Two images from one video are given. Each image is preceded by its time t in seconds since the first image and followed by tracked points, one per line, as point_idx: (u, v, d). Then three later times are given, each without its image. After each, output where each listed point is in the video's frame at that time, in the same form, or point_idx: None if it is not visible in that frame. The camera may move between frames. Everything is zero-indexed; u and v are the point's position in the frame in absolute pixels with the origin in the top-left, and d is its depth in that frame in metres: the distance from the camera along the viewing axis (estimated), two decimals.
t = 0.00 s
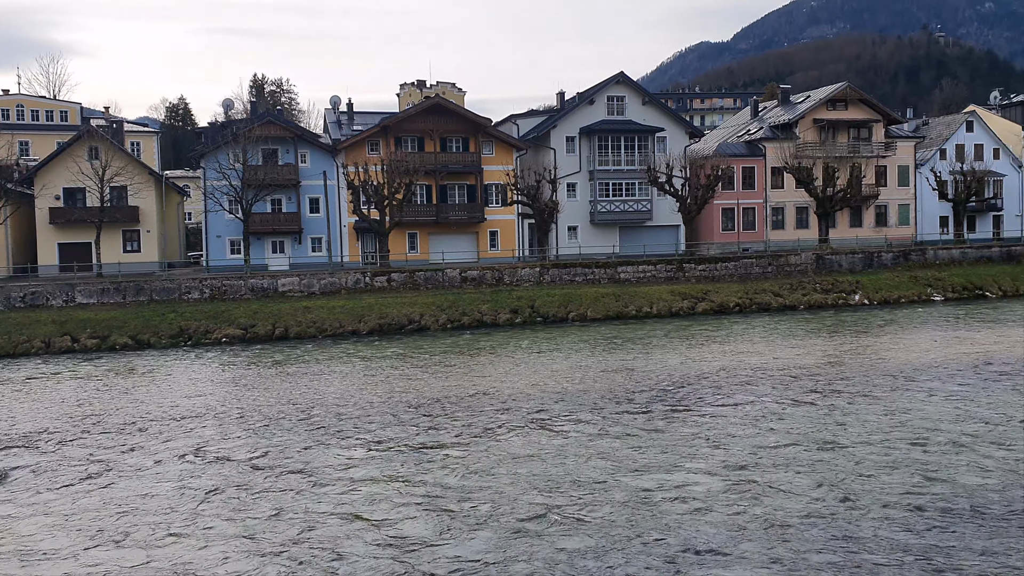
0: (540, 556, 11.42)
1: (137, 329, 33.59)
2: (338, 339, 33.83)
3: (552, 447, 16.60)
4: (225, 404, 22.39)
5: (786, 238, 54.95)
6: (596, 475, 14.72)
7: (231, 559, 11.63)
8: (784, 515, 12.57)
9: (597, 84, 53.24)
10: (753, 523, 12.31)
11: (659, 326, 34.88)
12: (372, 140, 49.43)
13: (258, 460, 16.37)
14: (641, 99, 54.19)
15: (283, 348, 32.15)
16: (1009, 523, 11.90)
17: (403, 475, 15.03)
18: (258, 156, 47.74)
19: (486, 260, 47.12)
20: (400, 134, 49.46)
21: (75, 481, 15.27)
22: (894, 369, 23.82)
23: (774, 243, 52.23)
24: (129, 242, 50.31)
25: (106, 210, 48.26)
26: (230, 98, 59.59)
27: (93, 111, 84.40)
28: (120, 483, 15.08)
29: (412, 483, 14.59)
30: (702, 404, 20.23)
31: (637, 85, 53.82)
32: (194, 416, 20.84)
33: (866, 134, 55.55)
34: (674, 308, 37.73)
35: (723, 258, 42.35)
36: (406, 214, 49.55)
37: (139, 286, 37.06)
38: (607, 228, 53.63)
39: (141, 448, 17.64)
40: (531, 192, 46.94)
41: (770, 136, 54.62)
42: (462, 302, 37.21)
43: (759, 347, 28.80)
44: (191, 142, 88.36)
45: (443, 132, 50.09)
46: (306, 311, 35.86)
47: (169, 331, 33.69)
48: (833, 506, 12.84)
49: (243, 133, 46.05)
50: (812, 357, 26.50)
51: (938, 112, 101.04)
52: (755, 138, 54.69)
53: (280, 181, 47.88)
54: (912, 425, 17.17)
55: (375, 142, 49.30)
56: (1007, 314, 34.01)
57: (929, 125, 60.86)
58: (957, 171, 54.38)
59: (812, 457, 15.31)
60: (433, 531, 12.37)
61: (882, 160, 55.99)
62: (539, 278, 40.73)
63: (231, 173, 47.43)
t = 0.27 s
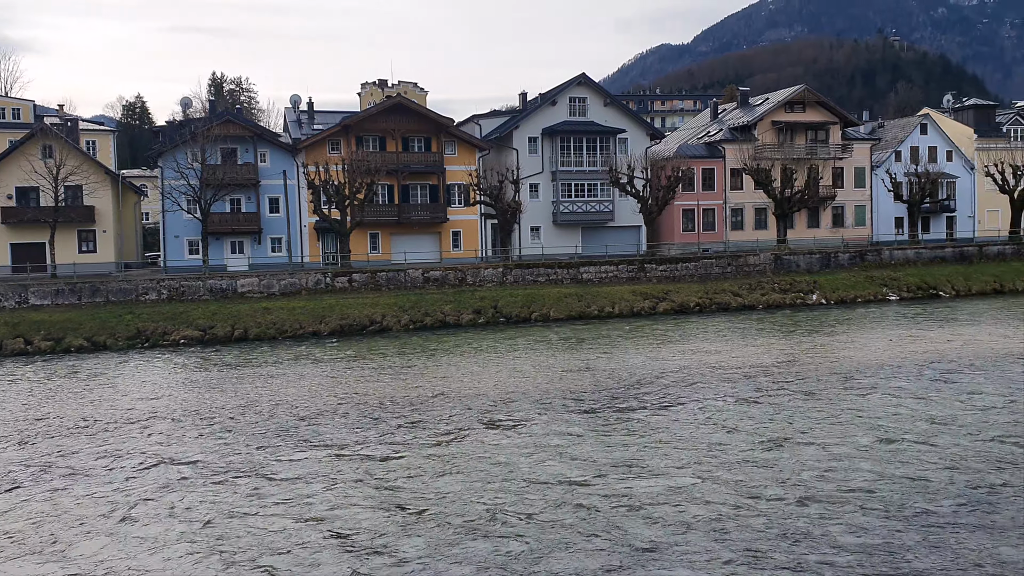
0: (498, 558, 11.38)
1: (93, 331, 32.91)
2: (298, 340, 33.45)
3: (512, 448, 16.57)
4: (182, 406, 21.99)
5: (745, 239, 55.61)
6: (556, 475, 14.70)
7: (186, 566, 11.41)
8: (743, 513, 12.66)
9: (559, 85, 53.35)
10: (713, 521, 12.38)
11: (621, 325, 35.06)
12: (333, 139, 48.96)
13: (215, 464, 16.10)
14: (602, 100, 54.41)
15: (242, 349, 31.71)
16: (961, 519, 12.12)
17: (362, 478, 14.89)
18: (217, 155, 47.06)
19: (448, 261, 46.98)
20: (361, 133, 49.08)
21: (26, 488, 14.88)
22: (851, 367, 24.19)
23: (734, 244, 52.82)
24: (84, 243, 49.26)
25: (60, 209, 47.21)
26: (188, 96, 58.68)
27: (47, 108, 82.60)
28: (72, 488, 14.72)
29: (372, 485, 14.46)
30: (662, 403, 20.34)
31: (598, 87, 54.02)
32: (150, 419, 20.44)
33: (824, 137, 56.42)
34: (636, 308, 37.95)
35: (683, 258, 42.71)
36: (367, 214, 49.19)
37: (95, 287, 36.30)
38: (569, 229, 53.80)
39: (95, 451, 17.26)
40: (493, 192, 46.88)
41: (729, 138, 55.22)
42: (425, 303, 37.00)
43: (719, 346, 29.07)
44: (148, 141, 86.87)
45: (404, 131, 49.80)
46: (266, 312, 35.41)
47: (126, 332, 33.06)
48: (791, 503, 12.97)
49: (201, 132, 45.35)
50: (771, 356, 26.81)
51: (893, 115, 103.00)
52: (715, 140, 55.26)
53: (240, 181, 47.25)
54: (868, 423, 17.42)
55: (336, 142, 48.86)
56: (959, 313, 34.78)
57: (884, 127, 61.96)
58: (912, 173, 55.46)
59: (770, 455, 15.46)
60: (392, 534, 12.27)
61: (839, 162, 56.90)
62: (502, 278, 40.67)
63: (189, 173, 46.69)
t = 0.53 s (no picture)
0: (457, 560, 11.29)
1: (46, 334, 32.18)
2: (258, 343, 33.02)
3: (472, 449, 16.50)
4: (137, 410, 21.56)
5: (705, 240, 56.16)
6: (516, 476, 14.66)
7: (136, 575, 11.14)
8: (701, 511, 12.73)
9: (520, 86, 53.38)
10: (672, 520, 12.42)
11: (584, 326, 35.17)
12: (293, 140, 48.44)
13: (170, 469, 15.78)
14: (564, 101, 54.56)
15: (201, 352, 31.25)
16: (915, 514, 12.29)
17: (320, 482, 14.69)
18: (174, 155, 46.30)
19: (410, 262, 46.75)
20: (322, 133, 48.61)
21: None
22: (808, 366, 24.50)
23: (695, 245, 53.30)
24: (37, 245, 48.05)
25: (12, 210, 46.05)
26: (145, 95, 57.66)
27: None
28: (21, 498, 14.30)
29: (330, 489, 14.27)
30: (622, 403, 20.42)
31: (560, 88, 54.16)
32: (104, 424, 20.00)
33: (782, 139, 57.18)
34: (598, 308, 38.12)
35: (645, 258, 42.98)
36: (328, 215, 48.75)
37: (48, 289, 35.49)
38: (532, 230, 53.86)
39: (45, 459, 16.80)
40: (455, 193, 46.75)
41: (689, 140, 55.71)
42: (386, 305, 36.73)
43: (679, 346, 29.29)
44: (103, 141, 85.21)
45: (365, 132, 49.43)
46: (225, 314, 34.90)
47: (81, 335, 32.39)
48: (749, 501, 13.06)
49: (158, 131, 44.58)
50: (730, 355, 27.07)
51: (849, 118, 104.77)
52: (675, 142, 55.71)
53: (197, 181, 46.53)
54: (823, 421, 17.64)
55: (296, 142, 48.35)
56: (914, 313, 35.46)
57: (840, 130, 62.98)
58: (867, 175, 56.44)
59: (728, 453, 15.57)
60: (349, 539, 12.11)
61: (797, 164, 57.72)
62: (464, 279, 40.54)
63: (145, 173, 45.86)
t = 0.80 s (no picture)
0: (421, 560, 11.30)
1: (5, 337, 31.55)
2: (224, 346, 32.65)
3: (439, 451, 16.48)
4: (99, 414, 21.25)
5: (672, 241, 56.59)
6: (483, 478, 14.66)
7: None
8: (666, 511, 12.82)
9: (488, 87, 53.40)
10: (637, 519, 12.49)
11: (553, 327, 35.24)
12: (258, 140, 47.98)
13: (132, 473, 15.60)
14: (532, 103, 54.66)
15: (165, 355, 30.82)
16: (875, 511, 12.49)
17: (285, 484, 14.61)
18: (137, 156, 45.68)
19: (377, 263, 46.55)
20: (288, 134, 48.23)
21: None
22: (773, 366, 24.76)
23: (662, 246, 53.70)
24: None
25: None
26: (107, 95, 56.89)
27: None
28: None
29: (294, 491, 14.21)
30: (589, 403, 20.51)
31: (528, 90, 54.27)
32: (64, 428, 19.69)
33: (747, 141, 57.80)
34: (567, 309, 38.23)
35: (613, 260, 43.20)
36: (294, 216, 48.38)
37: (7, 292, 34.83)
38: (500, 231, 53.90)
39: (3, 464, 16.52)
40: (423, 195, 46.62)
41: (656, 142, 56.13)
42: (354, 306, 36.51)
43: (647, 347, 29.47)
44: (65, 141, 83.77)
45: (332, 133, 49.12)
46: (190, 316, 34.46)
47: (42, 338, 31.82)
48: (714, 500, 13.18)
49: (120, 131, 43.94)
50: (697, 355, 27.30)
51: (814, 120, 106.18)
52: (642, 144, 56.09)
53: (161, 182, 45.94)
54: (787, 420, 17.86)
55: (261, 142, 47.93)
56: (876, 313, 36.02)
57: (805, 132, 63.80)
58: (831, 177, 57.23)
59: (693, 453, 15.70)
60: (312, 540, 12.07)
61: (762, 165, 58.39)
62: (433, 281, 40.43)
63: (108, 173, 45.17)
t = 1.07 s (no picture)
0: (388, 564, 11.30)
1: None
2: (192, 350, 32.31)
3: (410, 455, 16.43)
4: (63, 420, 20.93)
5: (642, 243, 56.95)
6: (454, 482, 14.64)
7: None
8: (639, 514, 12.88)
9: (459, 89, 53.40)
10: (608, 523, 12.53)
11: (524, 330, 35.30)
12: (226, 142, 47.57)
13: (96, 480, 15.40)
14: (502, 105, 54.73)
15: (132, 359, 30.43)
16: (840, 512, 12.66)
17: (253, 489, 14.52)
18: (102, 157, 45.08)
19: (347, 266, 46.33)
20: (256, 135, 47.86)
21: None
22: (741, 367, 25.00)
23: (632, 248, 54.02)
24: None
25: None
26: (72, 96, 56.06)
27: None
28: None
29: (261, 496, 14.13)
30: (558, 406, 20.57)
31: (498, 92, 54.34)
32: (27, 435, 19.37)
33: (716, 144, 58.33)
34: (538, 312, 38.32)
35: (583, 262, 43.37)
36: (263, 219, 47.99)
37: None
38: (471, 233, 53.89)
39: None
40: (394, 196, 46.48)
41: (626, 145, 56.46)
42: (323, 309, 36.30)
43: (617, 349, 29.64)
44: (28, 142, 82.36)
45: (301, 134, 48.81)
46: (157, 319, 34.05)
47: (5, 343, 31.29)
48: (684, 502, 13.27)
49: (85, 133, 43.33)
50: (666, 357, 27.51)
51: (781, 123, 107.35)
52: (612, 146, 56.39)
53: (127, 184, 45.37)
54: (754, 422, 18.05)
55: (230, 144, 47.52)
56: (842, 314, 36.54)
57: (772, 135, 64.52)
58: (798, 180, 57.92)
59: (664, 455, 15.79)
60: (279, 546, 12.02)
61: (730, 168, 58.96)
62: (404, 283, 40.31)
63: (73, 175, 44.52)
